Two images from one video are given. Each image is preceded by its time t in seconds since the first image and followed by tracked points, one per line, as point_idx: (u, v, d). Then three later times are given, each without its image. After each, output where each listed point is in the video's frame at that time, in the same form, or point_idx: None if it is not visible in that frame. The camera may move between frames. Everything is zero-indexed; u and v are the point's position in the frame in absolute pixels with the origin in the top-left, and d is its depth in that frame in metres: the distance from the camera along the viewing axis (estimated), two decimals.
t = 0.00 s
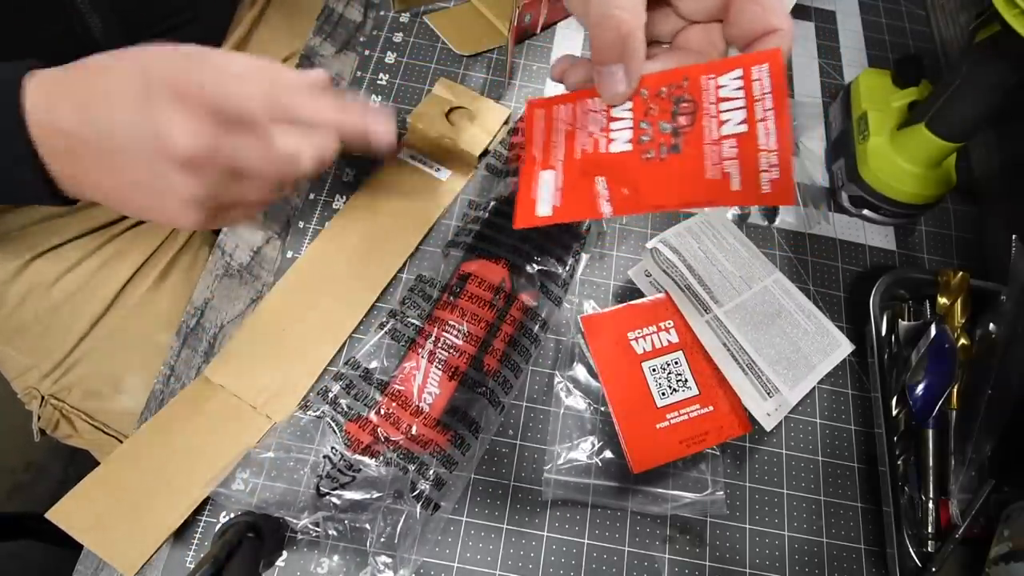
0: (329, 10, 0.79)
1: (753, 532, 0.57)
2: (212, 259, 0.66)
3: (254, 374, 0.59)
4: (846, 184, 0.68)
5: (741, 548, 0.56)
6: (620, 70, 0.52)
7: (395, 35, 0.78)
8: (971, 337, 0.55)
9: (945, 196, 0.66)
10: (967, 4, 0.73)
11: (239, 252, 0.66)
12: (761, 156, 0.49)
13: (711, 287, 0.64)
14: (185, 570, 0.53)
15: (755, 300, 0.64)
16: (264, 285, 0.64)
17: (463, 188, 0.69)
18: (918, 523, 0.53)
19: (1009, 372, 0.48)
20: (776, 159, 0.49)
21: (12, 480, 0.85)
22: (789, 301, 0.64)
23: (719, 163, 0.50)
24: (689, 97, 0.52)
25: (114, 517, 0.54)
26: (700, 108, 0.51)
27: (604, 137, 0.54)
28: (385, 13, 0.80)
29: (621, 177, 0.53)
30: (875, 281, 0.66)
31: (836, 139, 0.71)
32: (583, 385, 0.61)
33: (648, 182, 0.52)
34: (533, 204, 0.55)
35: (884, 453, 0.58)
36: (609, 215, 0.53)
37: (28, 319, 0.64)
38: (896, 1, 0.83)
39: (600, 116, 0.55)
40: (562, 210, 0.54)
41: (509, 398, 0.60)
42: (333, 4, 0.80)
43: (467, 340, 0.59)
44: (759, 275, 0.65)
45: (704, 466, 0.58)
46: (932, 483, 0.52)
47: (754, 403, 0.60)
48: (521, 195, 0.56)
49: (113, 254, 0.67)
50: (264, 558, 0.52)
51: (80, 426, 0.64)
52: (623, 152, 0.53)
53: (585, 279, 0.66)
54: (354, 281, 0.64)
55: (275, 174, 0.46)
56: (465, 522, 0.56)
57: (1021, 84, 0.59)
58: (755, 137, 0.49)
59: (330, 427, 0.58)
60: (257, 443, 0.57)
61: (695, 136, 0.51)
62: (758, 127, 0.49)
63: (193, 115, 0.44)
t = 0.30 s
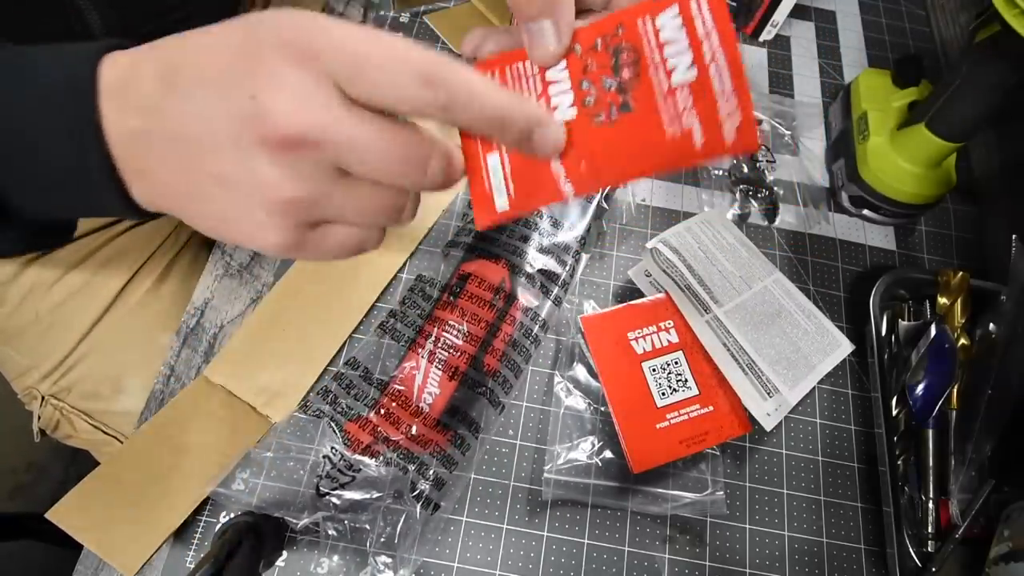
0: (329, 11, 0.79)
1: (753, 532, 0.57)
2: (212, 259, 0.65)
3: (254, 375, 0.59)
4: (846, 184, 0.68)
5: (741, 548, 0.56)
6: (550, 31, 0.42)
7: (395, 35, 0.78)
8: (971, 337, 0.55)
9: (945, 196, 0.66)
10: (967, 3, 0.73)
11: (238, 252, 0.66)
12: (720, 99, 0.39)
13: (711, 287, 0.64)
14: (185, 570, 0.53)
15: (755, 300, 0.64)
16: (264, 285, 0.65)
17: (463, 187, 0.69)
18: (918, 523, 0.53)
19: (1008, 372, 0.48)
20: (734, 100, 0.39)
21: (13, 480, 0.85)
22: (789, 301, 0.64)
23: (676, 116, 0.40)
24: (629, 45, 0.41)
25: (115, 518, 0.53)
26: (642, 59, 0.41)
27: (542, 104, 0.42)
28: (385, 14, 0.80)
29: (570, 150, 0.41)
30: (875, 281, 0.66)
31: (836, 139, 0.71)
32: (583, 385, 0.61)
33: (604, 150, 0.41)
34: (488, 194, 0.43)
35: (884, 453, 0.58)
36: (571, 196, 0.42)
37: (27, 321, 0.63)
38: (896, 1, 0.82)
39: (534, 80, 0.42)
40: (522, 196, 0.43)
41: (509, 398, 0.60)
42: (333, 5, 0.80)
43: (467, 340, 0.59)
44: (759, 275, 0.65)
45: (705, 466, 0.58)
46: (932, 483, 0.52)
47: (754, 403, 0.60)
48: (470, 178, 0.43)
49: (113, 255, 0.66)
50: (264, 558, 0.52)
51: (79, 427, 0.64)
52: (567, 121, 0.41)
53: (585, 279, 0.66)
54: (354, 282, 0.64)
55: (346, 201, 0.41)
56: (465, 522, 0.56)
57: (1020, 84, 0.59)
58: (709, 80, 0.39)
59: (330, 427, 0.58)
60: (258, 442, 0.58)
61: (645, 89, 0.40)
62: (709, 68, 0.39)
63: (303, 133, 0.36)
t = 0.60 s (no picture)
0: (329, 10, 0.79)
1: (753, 532, 0.57)
2: (211, 259, 0.65)
3: (254, 374, 0.59)
4: (846, 184, 0.68)
5: (741, 548, 0.56)
6: None
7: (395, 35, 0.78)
8: (971, 337, 0.55)
9: (944, 195, 0.67)
10: (967, 3, 0.73)
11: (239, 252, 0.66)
12: (711, 39, 0.40)
13: (711, 287, 0.64)
14: (185, 569, 0.53)
15: (755, 300, 0.64)
16: (264, 285, 0.65)
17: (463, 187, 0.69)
18: (918, 523, 0.53)
19: (1009, 372, 0.48)
20: (726, 39, 0.40)
21: (13, 480, 0.85)
22: (789, 301, 0.64)
23: (668, 62, 0.41)
24: None
25: (116, 516, 0.53)
26: (631, 8, 0.41)
27: (536, 66, 0.43)
28: (385, 14, 0.80)
29: (566, 106, 0.43)
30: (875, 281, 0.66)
31: (836, 139, 0.71)
32: (583, 385, 0.61)
33: (599, 102, 0.42)
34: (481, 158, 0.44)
35: (884, 453, 0.58)
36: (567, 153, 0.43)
37: (30, 320, 0.63)
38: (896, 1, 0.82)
39: (525, 44, 0.44)
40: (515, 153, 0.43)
41: (509, 398, 0.60)
42: (333, 5, 0.80)
43: (467, 340, 0.58)
44: (759, 275, 0.65)
45: (704, 466, 0.58)
46: (931, 483, 0.52)
47: (754, 403, 0.60)
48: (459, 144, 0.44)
49: (116, 254, 0.66)
50: (264, 558, 0.52)
51: (81, 426, 0.64)
52: (561, 78, 0.43)
53: (585, 279, 0.66)
54: (354, 282, 0.64)
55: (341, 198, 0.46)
56: (465, 522, 0.56)
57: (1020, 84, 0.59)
58: (700, 20, 0.40)
59: (331, 427, 0.58)
60: (258, 442, 0.58)
61: (637, 39, 0.41)
62: (699, 8, 0.40)
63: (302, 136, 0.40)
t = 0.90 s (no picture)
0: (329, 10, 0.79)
1: (753, 532, 0.57)
2: (211, 259, 0.65)
3: (254, 373, 0.59)
4: (846, 184, 0.68)
5: (741, 548, 0.56)
6: None
7: (395, 35, 0.78)
8: (971, 337, 0.55)
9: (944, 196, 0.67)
10: (967, 4, 0.74)
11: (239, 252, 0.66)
12: (699, 54, 0.40)
13: (711, 287, 0.64)
14: (185, 569, 0.53)
15: (755, 300, 0.64)
16: (264, 285, 0.65)
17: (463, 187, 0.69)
18: (918, 523, 0.53)
19: (1009, 372, 0.48)
20: (714, 53, 0.40)
21: (13, 480, 0.85)
22: (789, 301, 0.64)
23: (659, 73, 0.41)
24: (610, 9, 0.42)
25: (116, 515, 0.53)
26: (624, 20, 0.41)
27: (530, 73, 0.43)
28: (385, 14, 0.80)
29: (558, 112, 0.42)
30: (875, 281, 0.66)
31: (836, 139, 0.71)
32: (584, 385, 0.61)
33: (590, 111, 0.42)
34: (476, 161, 0.43)
35: (884, 453, 0.58)
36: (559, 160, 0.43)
37: (30, 319, 0.63)
38: (896, 1, 0.82)
39: (519, 50, 0.43)
40: (511, 158, 0.43)
41: (509, 398, 0.60)
42: (333, 5, 0.80)
43: (467, 341, 0.58)
44: (759, 275, 0.65)
45: (704, 466, 0.58)
46: (931, 483, 0.52)
47: (754, 403, 0.60)
48: (455, 149, 0.44)
49: (117, 253, 0.66)
50: (264, 558, 0.52)
51: (81, 425, 0.65)
52: (555, 85, 0.43)
53: (585, 279, 0.66)
54: (354, 282, 0.64)
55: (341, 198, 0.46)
56: (465, 522, 0.56)
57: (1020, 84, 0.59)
58: (688, 35, 0.40)
59: (330, 426, 0.58)
60: (259, 442, 0.58)
61: (628, 50, 0.41)
62: (688, 23, 0.40)
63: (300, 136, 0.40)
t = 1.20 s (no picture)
0: (329, 10, 0.79)
1: (753, 532, 0.57)
2: (211, 259, 0.65)
3: (254, 373, 0.59)
4: (846, 184, 0.68)
5: (741, 548, 0.56)
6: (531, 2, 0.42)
7: (395, 35, 0.78)
8: (971, 337, 0.55)
9: (944, 196, 0.67)
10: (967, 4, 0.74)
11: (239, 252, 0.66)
12: (696, 77, 0.40)
13: (711, 287, 0.64)
14: (185, 569, 0.53)
15: (755, 300, 0.64)
16: (264, 285, 0.64)
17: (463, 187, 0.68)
18: (918, 523, 0.53)
19: (1009, 372, 0.48)
20: (710, 77, 0.40)
21: (15, 479, 0.85)
22: (789, 301, 0.64)
23: (653, 95, 0.41)
24: (609, 25, 0.41)
25: (116, 513, 0.54)
26: (621, 38, 0.41)
27: (525, 87, 0.43)
28: (385, 14, 0.80)
29: (551, 129, 0.42)
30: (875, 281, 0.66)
31: (836, 139, 0.71)
32: (583, 385, 0.61)
33: (582, 130, 0.42)
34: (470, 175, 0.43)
35: (884, 453, 0.58)
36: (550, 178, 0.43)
37: (32, 319, 0.63)
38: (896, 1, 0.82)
39: (516, 63, 0.43)
40: (505, 173, 0.42)
41: (509, 398, 0.60)
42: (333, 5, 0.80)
43: (467, 341, 0.58)
44: (759, 275, 0.65)
45: (704, 466, 0.58)
46: (931, 483, 0.52)
47: (754, 403, 0.60)
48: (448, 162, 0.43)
49: (118, 253, 0.66)
50: (264, 558, 0.52)
51: (83, 425, 0.65)
52: (553, 100, 0.42)
53: (585, 279, 0.66)
54: (352, 285, 0.64)
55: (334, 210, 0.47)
56: (465, 522, 0.56)
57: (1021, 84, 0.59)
58: (687, 57, 0.40)
59: (331, 426, 0.58)
60: (259, 442, 0.58)
61: (625, 69, 0.41)
62: (687, 44, 0.40)
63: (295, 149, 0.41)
